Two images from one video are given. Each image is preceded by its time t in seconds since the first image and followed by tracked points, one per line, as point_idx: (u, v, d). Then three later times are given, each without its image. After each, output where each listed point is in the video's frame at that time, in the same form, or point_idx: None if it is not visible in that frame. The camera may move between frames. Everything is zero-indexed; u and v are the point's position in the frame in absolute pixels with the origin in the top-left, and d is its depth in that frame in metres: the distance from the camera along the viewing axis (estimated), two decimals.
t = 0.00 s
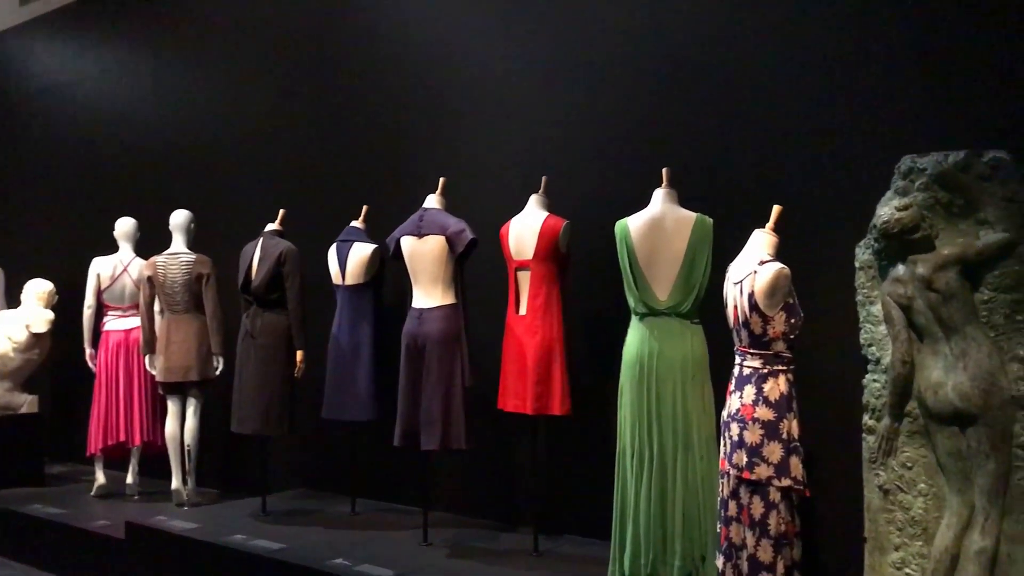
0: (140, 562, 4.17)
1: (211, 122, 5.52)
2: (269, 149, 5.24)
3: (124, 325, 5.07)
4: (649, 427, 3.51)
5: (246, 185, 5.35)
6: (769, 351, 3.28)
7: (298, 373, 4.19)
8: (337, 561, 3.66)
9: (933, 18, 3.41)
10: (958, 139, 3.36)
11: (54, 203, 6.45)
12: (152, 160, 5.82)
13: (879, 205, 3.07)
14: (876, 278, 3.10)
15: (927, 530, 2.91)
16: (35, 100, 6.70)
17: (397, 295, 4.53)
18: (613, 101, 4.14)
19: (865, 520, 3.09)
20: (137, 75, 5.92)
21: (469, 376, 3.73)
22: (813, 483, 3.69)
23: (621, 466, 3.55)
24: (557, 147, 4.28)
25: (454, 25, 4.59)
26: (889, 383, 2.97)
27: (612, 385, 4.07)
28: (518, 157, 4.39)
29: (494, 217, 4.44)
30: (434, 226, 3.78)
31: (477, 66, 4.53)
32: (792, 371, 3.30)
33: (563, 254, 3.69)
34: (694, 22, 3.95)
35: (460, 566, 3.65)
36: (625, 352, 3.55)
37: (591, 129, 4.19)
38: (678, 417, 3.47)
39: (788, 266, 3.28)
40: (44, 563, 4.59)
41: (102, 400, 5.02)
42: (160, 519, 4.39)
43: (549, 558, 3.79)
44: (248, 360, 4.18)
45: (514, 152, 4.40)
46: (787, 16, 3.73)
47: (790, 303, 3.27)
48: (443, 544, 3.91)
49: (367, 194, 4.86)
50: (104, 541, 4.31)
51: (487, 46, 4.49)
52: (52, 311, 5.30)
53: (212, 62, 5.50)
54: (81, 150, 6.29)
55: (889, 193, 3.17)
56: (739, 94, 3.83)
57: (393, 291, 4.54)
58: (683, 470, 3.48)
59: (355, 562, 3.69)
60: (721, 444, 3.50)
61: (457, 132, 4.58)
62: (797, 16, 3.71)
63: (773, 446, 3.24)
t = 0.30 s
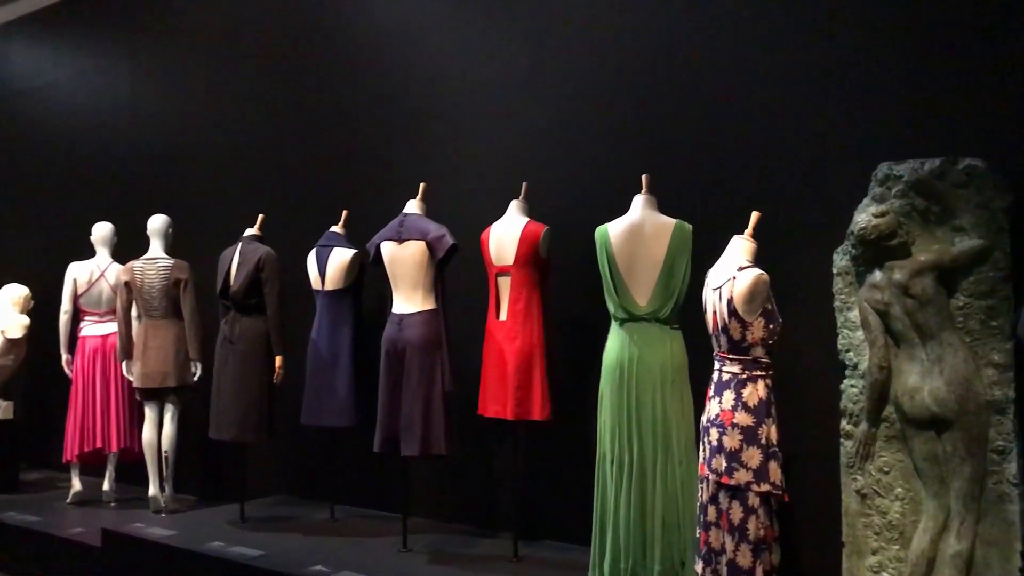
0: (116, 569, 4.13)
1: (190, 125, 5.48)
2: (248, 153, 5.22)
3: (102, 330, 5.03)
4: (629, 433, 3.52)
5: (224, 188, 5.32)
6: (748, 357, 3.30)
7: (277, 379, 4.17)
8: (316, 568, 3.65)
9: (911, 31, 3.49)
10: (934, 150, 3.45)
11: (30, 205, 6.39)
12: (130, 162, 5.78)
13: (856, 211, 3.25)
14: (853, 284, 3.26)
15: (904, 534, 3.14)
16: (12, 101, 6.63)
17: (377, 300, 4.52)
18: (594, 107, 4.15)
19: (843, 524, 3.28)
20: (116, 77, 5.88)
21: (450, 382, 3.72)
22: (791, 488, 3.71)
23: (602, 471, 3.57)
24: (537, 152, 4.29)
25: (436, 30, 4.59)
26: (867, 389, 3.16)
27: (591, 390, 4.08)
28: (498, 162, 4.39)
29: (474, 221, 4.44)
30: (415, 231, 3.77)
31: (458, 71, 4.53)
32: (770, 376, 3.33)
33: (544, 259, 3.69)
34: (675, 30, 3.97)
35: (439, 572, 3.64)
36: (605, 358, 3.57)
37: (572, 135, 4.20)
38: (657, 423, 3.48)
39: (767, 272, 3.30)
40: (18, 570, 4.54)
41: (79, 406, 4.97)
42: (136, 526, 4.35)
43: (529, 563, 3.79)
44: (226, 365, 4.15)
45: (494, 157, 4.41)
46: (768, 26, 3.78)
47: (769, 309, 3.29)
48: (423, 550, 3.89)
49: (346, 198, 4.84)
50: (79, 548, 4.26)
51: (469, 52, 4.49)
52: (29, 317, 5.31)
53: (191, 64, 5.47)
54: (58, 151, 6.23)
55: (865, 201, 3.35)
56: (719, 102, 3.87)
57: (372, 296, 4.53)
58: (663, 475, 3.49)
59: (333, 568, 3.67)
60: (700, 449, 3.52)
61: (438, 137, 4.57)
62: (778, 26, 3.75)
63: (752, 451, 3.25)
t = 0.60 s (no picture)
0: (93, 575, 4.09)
1: (167, 126, 5.44)
2: (227, 155, 5.19)
3: (78, 334, 4.98)
4: (608, 437, 3.53)
5: (202, 191, 5.28)
6: (726, 361, 3.32)
7: (255, 383, 4.15)
8: (294, 573, 3.63)
9: (889, 39, 3.54)
10: (911, 158, 3.50)
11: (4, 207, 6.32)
12: (107, 164, 5.73)
13: (834, 216, 3.30)
14: (830, 289, 3.32)
15: (880, 536, 3.19)
16: None
17: (356, 304, 4.51)
18: (574, 111, 4.16)
19: (821, 527, 3.34)
20: (92, 78, 5.83)
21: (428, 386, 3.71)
22: (768, 490, 3.74)
23: (581, 475, 3.58)
24: (516, 156, 4.30)
25: (417, 33, 4.58)
26: (844, 393, 3.21)
27: (571, 394, 4.08)
28: (477, 165, 4.39)
29: (453, 225, 4.44)
30: (394, 235, 3.76)
31: (437, 74, 4.53)
32: (748, 380, 3.35)
33: (523, 264, 3.70)
34: (656, 35, 3.99)
35: None
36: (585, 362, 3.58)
37: (552, 139, 4.20)
38: (637, 426, 3.49)
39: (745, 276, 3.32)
40: None
41: (55, 410, 4.93)
42: (112, 531, 4.31)
43: (508, 567, 3.80)
44: (204, 369, 4.13)
45: (473, 160, 4.41)
46: (747, 32, 3.81)
47: (747, 314, 3.31)
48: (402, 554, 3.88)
49: (325, 201, 4.83)
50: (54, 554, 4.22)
51: (449, 55, 4.49)
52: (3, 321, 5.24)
53: (168, 66, 5.44)
54: (34, 153, 6.17)
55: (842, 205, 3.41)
56: (700, 108, 3.89)
57: (351, 299, 4.52)
58: (642, 479, 3.50)
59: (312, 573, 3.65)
60: (679, 453, 3.53)
61: (418, 141, 4.56)
62: (757, 33, 3.79)
63: (730, 454, 3.27)
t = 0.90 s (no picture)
0: None
1: (144, 128, 5.40)
2: (204, 157, 5.15)
3: (52, 337, 4.93)
4: (587, 439, 3.54)
5: (178, 192, 5.24)
6: (704, 363, 3.34)
7: (231, 385, 4.12)
8: None
9: (864, 45, 3.59)
10: (885, 162, 3.54)
11: None
12: (82, 166, 5.67)
13: (810, 220, 3.34)
14: (806, 292, 3.36)
15: (856, 537, 3.21)
16: None
17: (334, 306, 4.49)
18: (553, 114, 4.17)
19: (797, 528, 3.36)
20: (67, 79, 5.77)
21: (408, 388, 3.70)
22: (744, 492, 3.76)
23: (560, 477, 3.59)
24: (495, 158, 4.30)
25: (396, 35, 4.58)
26: (820, 395, 3.24)
27: (550, 397, 4.09)
28: (456, 168, 4.39)
29: (432, 228, 4.43)
30: (372, 237, 3.75)
31: (416, 76, 4.52)
32: (725, 383, 3.37)
33: (502, 266, 3.70)
34: (634, 39, 4.00)
35: None
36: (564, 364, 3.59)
37: (531, 142, 4.21)
38: (615, 428, 3.51)
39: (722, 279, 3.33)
40: None
41: (28, 413, 4.88)
42: (87, 536, 4.27)
43: (486, 569, 3.79)
44: (180, 372, 4.10)
45: (452, 163, 4.41)
46: (725, 37, 3.83)
47: (724, 316, 3.33)
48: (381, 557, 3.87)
49: (303, 203, 4.81)
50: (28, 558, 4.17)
51: (428, 58, 4.49)
52: None
53: (145, 67, 5.39)
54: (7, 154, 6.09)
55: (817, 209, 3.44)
56: (678, 111, 3.91)
57: (329, 302, 4.50)
58: (621, 480, 3.51)
59: None
60: (656, 455, 3.55)
61: (397, 143, 4.55)
62: (735, 38, 3.81)
63: (707, 456, 3.29)
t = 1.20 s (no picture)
0: None
1: (116, 126, 5.34)
2: (178, 156, 5.11)
3: (23, 337, 4.87)
4: (563, 439, 3.55)
5: (152, 192, 5.20)
6: (680, 364, 3.35)
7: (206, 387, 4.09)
8: None
9: (840, 48, 3.62)
10: (860, 164, 3.57)
11: None
12: (55, 165, 5.60)
13: (785, 221, 3.37)
14: (781, 293, 3.38)
15: (830, 537, 3.24)
16: None
17: (309, 307, 4.47)
18: (529, 115, 4.17)
19: (772, 528, 3.38)
20: (38, 76, 5.69)
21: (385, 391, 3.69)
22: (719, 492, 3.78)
23: (537, 478, 3.59)
24: (472, 159, 4.30)
25: (373, 35, 4.56)
26: (795, 395, 3.27)
27: (527, 398, 4.09)
28: (433, 169, 4.38)
29: (408, 228, 4.42)
30: (349, 237, 3.73)
31: (393, 77, 4.51)
32: (701, 383, 3.38)
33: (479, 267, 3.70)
34: (612, 40, 4.01)
35: None
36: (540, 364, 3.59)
37: (509, 143, 4.21)
38: (592, 429, 3.52)
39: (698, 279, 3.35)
40: None
41: None
42: (59, 539, 4.22)
43: (463, 570, 3.79)
44: (154, 374, 4.07)
45: (429, 164, 4.40)
46: (702, 39, 3.85)
47: (700, 317, 3.34)
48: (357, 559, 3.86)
49: (279, 203, 4.78)
50: None
51: (406, 57, 4.47)
52: None
53: (118, 65, 5.33)
54: None
55: (792, 210, 3.47)
56: (655, 113, 3.92)
57: (305, 302, 4.48)
58: (597, 481, 3.52)
59: None
60: (633, 455, 3.56)
61: (374, 143, 4.54)
62: (711, 40, 3.83)
63: (683, 457, 3.30)
